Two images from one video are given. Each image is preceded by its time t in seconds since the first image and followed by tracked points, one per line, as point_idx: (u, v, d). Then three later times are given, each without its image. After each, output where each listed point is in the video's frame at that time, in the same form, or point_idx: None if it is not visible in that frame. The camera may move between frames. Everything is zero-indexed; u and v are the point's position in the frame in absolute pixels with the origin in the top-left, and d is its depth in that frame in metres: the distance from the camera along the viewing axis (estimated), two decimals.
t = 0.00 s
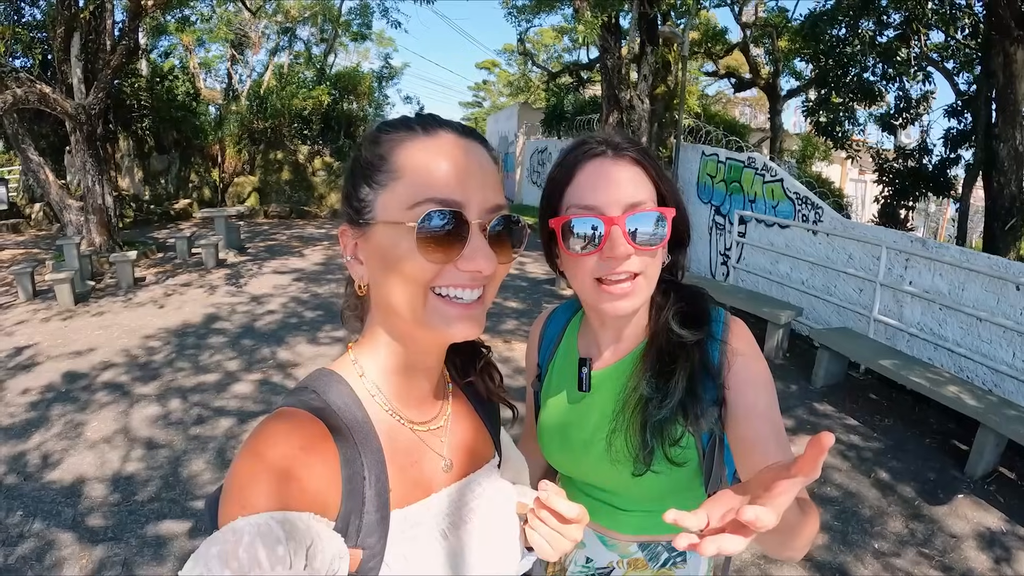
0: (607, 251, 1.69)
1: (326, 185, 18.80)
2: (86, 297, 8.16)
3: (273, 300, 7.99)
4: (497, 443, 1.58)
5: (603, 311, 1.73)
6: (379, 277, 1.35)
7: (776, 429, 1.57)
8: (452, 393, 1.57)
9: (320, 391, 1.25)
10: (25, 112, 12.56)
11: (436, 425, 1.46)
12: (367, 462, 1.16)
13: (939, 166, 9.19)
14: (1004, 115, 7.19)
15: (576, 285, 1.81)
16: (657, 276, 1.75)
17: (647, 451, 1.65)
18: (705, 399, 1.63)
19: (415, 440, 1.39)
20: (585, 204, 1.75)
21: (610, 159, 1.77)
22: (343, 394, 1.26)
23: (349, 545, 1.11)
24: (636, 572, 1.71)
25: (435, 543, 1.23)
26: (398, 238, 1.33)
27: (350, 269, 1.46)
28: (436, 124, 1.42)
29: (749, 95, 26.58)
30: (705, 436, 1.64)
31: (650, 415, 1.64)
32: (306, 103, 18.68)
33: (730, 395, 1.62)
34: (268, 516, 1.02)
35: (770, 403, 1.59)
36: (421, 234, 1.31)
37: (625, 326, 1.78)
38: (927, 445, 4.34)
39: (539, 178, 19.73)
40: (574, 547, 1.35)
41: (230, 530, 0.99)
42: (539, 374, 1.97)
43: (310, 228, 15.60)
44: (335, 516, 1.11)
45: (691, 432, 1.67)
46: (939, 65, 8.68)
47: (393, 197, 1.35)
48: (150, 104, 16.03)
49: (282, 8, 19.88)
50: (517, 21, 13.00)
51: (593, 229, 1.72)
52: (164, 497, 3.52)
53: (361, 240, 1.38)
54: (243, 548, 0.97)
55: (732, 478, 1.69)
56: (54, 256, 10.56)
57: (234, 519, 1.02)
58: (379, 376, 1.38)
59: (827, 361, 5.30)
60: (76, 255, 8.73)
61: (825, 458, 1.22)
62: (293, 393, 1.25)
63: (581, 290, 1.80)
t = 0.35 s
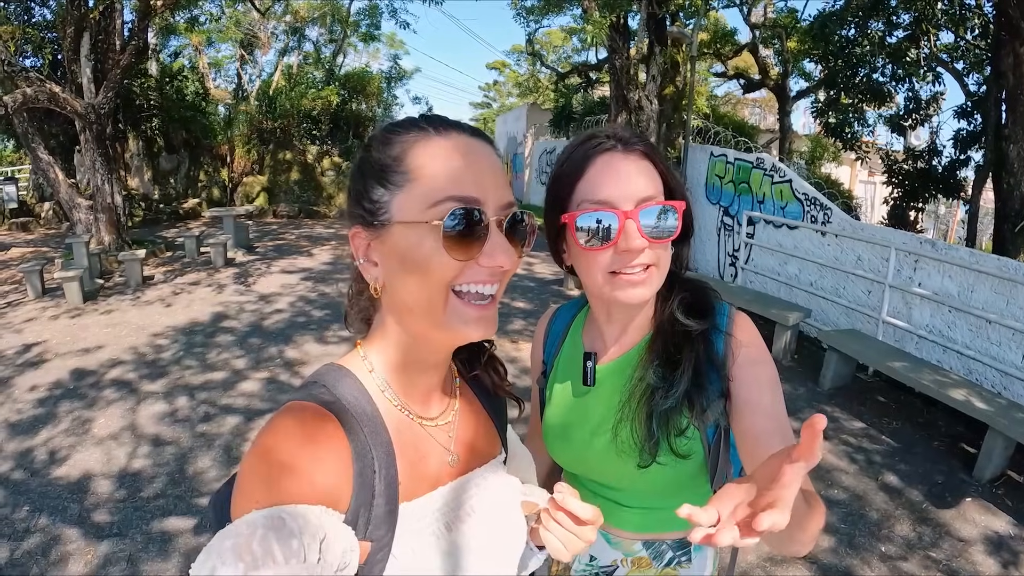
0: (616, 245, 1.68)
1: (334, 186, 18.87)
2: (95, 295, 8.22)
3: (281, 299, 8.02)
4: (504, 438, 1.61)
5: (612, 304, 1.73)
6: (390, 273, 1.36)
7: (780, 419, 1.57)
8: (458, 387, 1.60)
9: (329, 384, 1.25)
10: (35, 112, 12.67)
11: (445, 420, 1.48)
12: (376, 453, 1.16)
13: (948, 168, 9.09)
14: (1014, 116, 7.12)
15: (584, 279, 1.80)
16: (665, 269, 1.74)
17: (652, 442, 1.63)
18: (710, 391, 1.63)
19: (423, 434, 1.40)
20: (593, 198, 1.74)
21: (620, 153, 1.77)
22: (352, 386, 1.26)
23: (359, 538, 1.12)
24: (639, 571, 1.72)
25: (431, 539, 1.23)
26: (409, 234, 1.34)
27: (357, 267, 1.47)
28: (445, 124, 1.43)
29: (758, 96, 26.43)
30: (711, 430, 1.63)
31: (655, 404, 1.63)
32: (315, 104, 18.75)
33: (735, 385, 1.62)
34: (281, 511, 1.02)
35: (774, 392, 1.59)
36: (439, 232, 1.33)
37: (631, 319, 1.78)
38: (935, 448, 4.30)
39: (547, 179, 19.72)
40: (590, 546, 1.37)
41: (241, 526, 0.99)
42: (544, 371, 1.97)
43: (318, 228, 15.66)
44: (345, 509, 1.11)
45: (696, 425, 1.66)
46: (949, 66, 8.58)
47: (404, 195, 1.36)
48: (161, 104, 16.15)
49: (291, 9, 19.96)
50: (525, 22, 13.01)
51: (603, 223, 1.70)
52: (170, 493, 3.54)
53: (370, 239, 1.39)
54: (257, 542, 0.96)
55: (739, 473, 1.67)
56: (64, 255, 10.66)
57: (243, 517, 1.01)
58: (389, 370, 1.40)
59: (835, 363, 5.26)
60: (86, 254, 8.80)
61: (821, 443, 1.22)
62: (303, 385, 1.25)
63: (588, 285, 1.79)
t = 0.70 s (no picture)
0: (624, 237, 1.69)
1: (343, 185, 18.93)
2: (106, 292, 8.30)
3: (290, 298, 8.07)
4: (500, 431, 1.60)
5: (618, 295, 1.72)
6: (366, 259, 1.32)
7: (785, 408, 1.57)
8: (452, 375, 1.58)
9: (320, 375, 1.24)
10: (46, 111, 12.79)
11: (440, 409, 1.47)
12: (364, 442, 1.15)
13: (959, 167, 8.97)
14: None
15: (589, 269, 1.80)
16: (672, 261, 1.74)
17: (658, 430, 1.62)
18: (717, 381, 1.62)
19: (419, 425, 1.38)
20: (599, 191, 1.74)
21: (627, 145, 1.75)
22: (343, 377, 1.25)
23: (350, 530, 1.12)
24: (642, 563, 1.70)
25: (423, 531, 1.23)
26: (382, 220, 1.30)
27: (344, 258, 1.47)
28: (428, 109, 1.41)
29: (770, 94, 26.23)
30: (717, 420, 1.63)
31: (661, 393, 1.62)
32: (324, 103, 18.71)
33: (741, 374, 1.61)
34: (265, 509, 1.04)
35: (781, 383, 1.60)
36: (396, 211, 1.29)
37: (638, 311, 1.78)
38: (945, 448, 4.26)
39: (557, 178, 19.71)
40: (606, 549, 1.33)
41: (228, 524, 1.02)
42: (549, 361, 1.97)
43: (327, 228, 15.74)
44: (334, 501, 1.11)
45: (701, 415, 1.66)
46: (960, 64, 8.48)
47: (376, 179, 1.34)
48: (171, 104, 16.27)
49: (301, 8, 20.00)
50: (534, 21, 13.00)
51: (611, 215, 1.71)
52: (177, 489, 3.57)
53: (351, 226, 1.37)
54: (241, 542, 0.99)
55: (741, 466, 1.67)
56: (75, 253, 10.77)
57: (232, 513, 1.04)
58: (374, 361, 1.36)
59: (844, 362, 5.22)
60: (97, 252, 8.89)
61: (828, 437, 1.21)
62: (292, 374, 1.25)
63: (594, 275, 1.79)
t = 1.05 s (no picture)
0: (616, 241, 1.68)
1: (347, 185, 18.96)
2: (110, 292, 8.34)
3: (293, 298, 8.08)
4: (481, 441, 1.54)
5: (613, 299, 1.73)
6: (352, 262, 1.33)
7: (784, 406, 1.56)
8: (431, 379, 1.57)
9: (301, 378, 1.25)
10: (51, 111, 12.85)
11: (419, 414, 1.45)
12: (343, 445, 1.16)
13: (964, 168, 8.92)
14: None
15: (587, 272, 1.80)
16: (666, 266, 1.73)
17: (657, 435, 1.61)
18: (716, 385, 1.62)
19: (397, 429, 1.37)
20: (594, 194, 1.74)
21: (622, 149, 1.75)
22: (324, 381, 1.26)
23: (328, 532, 1.12)
24: (645, 563, 1.67)
25: (415, 533, 1.24)
26: (366, 221, 1.31)
27: (330, 259, 1.48)
28: (416, 112, 1.41)
29: (775, 94, 26.16)
30: (716, 422, 1.62)
31: (659, 397, 1.62)
32: (329, 103, 18.43)
33: (741, 377, 1.61)
34: (244, 506, 1.01)
35: (782, 382, 1.59)
36: (386, 219, 1.29)
37: (636, 314, 1.77)
38: (949, 450, 4.24)
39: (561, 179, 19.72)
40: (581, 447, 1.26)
41: (205, 523, 0.98)
42: (550, 362, 1.98)
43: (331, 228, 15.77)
44: (312, 502, 1.12)
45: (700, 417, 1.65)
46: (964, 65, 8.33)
47: (361, 180, 1.35)
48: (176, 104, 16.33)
49: (305, 9, 20.02)
50: (539, 21, 13.02)
51: (604, 218, 1.71)
52: (180, 488, 3.58)
53: (338, 227, 1.37)
54: (220, 539, 0.96)
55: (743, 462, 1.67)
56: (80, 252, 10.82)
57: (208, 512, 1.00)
58: (356, 365, 1.36)
59: (848, 364, 5.21)
60: (101, 252, 8.92)
61: (819, 408, 1.18)
62: (272, 377, 1.26)
63: (592, 279, 1.79)
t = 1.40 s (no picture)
0: (635, 247, 1.67)
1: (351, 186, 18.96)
2: (115, 292, 8.36)
3: (297, 298, 8.08)
4: (481, 444, 1.50)
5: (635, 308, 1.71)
6: (348, 269, 1.31)
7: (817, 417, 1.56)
8: (425, 385, 1.55)
9: (293, 385, 1.24)
10: (56, 111, 12.88)
11: (412, 419, 1.43)
12: (338, 454, 1.15)
13: (969, 169, 8.87)
14: None
15: (608, 280, 1.79)
16: (689, 272, 1.71)
17: (688, 449, 1.61)
18: (744, 397, 1.60)
19: (391, 434, 1.36)
20: (613, 198, 1.73)
21: (642, 154, 1.74)
22: (317, 387, 1.25)
23: (325, 540, 1.13)
24: (672, 571, 1.69)
25: (416, 536, 1.25)
26: (363, 226, 1.30)
27: (322, 265, 1.46)
28: (406, 116, 1.41)
29: (780, 96, 26.08)
30: (744, 433, 1.62)
31: (691, 411, 1.61)
32: (334, 104, 18.20)
33: (772, 388, 1.60)
34: (241, 515, 1.01)
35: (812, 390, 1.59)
36: (383, 225, 1.28)
37: (660, 323, 1.77)
38: (954, 453, 4.21)
39: (566, 180, 19.71)
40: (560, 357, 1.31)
41: (202, 530, 0.99)
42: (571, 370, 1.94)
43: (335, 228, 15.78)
44: (309, 511, 1.11)
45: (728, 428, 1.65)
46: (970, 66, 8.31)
47: (353, 185, 1.34)
48: (181, 105, 16.37)
49: (311, 9, 20.02)
50: (544, 22, 13.01)
51: (624, 224, 1.70)
52: (184, 488, 3.59)
53: (332, 233, 1.36)
54: (215, 550, 0.96)
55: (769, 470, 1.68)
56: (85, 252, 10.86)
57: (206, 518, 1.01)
58: (352, 370, 1.35)
59: (853, 366, 5.18)
60: (106, 252, 8.95)
61: (852, 435, 1.21)
62: (263, 386, 1.24)
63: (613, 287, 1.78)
